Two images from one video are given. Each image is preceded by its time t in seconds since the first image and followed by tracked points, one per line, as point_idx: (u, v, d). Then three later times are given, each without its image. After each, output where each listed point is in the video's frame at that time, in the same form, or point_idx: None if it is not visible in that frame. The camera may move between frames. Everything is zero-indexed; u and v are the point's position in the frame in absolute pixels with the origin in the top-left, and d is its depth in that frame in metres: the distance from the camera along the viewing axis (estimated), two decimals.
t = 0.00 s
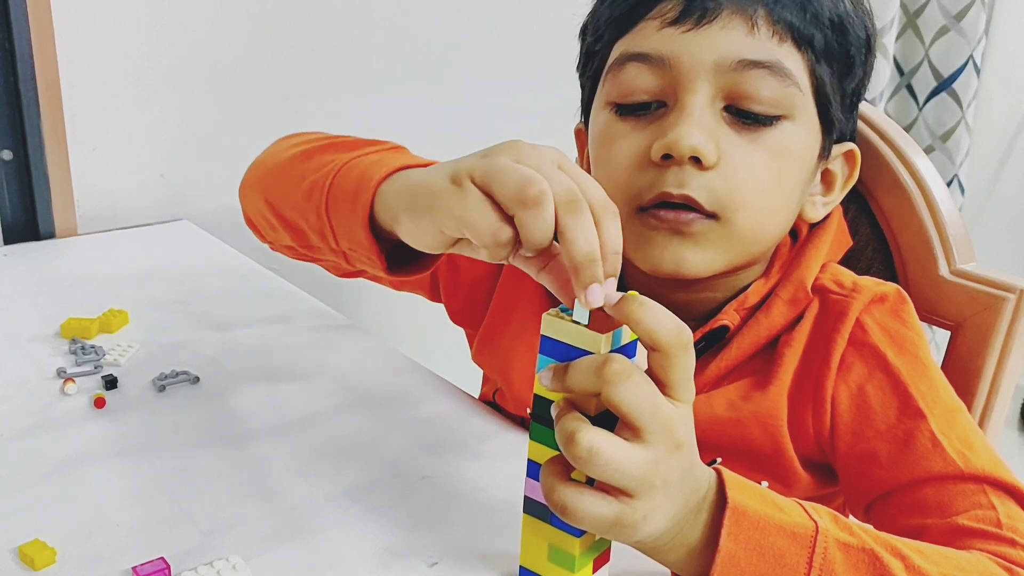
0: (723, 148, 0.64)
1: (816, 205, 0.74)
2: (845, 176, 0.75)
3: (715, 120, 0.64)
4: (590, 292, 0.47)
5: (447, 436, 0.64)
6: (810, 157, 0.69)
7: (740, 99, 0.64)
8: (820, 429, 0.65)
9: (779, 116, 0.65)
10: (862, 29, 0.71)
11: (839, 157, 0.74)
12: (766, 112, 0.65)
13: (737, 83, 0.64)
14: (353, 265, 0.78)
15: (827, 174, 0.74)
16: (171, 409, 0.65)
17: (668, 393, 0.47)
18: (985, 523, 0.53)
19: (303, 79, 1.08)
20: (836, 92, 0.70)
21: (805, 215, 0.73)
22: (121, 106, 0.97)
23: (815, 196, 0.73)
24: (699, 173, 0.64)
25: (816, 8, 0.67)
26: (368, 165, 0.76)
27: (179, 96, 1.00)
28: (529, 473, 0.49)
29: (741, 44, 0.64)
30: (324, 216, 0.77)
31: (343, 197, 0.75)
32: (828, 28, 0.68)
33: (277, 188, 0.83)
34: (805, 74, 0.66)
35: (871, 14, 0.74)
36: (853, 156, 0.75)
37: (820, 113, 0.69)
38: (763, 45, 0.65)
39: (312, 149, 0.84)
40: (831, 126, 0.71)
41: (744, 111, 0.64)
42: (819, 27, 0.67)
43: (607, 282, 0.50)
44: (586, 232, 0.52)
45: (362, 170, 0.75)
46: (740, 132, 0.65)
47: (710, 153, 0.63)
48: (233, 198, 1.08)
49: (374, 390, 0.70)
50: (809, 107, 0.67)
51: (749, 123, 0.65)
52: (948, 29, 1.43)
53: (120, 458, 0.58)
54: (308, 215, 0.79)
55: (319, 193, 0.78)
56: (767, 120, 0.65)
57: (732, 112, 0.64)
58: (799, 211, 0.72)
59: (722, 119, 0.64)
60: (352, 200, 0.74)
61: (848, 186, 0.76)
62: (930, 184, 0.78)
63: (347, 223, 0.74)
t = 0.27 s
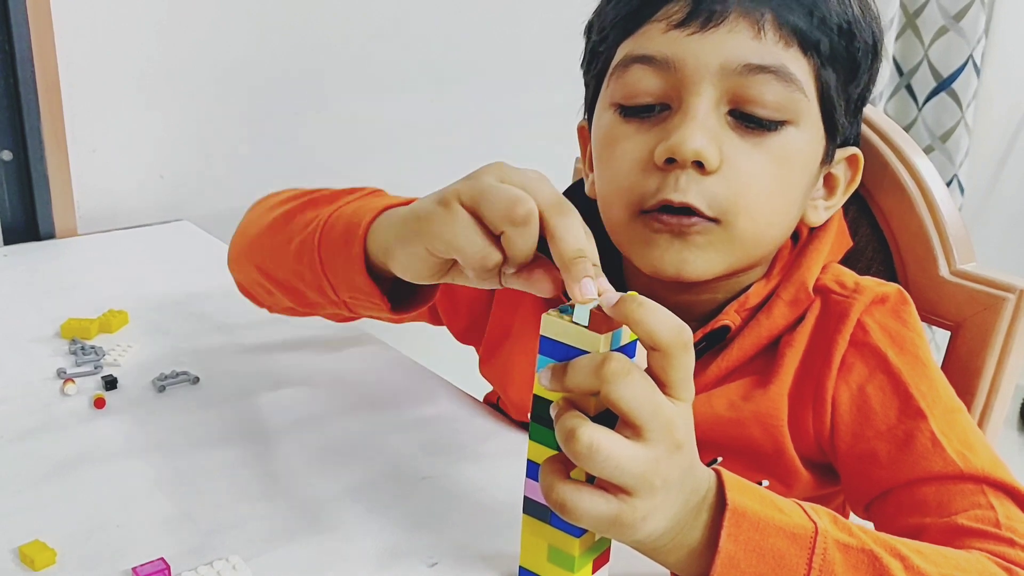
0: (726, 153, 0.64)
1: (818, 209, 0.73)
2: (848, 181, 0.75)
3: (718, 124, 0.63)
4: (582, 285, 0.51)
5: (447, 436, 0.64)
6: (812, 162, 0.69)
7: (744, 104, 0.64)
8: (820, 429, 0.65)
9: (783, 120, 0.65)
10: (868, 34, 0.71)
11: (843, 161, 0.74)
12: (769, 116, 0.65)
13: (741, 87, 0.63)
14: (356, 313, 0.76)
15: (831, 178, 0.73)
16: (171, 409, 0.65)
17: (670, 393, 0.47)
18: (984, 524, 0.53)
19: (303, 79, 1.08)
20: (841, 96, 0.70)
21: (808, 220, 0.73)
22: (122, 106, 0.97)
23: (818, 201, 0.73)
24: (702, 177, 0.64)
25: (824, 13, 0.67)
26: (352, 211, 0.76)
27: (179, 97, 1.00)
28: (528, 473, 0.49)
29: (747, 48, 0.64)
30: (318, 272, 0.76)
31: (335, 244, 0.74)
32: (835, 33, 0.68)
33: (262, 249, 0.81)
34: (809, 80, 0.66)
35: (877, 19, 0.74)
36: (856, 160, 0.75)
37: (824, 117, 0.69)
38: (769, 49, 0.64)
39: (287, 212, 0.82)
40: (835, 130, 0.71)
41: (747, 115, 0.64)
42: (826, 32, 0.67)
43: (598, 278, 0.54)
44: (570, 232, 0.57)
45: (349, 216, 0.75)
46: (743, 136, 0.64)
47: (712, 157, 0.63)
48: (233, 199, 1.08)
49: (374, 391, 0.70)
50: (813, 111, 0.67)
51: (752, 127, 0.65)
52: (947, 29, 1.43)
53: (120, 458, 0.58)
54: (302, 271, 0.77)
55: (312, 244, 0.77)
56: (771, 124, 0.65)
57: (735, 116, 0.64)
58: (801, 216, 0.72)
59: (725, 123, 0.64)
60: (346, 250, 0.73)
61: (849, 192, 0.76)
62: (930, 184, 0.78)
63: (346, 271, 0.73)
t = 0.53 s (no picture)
0: (723, 149, 0.64)
1: (819, 204, 0.73)
2: (848, 175, 0.75)
3: (716, 120, 0.63)
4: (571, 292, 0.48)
5: (447, 436, 0.64)
6: (811, 158, 0.69)
7: (741, 100, 0.64)
8: (822, 426, 0.65)
9: (781, 116, 0.66)
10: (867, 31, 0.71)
11: (842, 156, 0.74)
12: (767, 112, 0.65)
13: (738, 83, 0.63)
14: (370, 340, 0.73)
15: (831, 173, 0.74)
16: (171, 409, 0.65)
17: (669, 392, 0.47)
18: (983, 522, 0.53)
19: (303, 79, 1.08)
20: (839, 93, 0.70)
21: (809, 214, 0.73)
22: (122, 106, 0.97)
23: (818, 195, 0.73)
24: (699, 173, 0.64)
25: (823, 10, 0.67)
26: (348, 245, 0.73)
27: (179, 97, 1.00)
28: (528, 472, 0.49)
29: (744, 44, 0.64)
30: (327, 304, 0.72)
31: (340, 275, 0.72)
32: (834, 30, 0.68)
33: (268, 297, 0.75)
34: (807, 76, 0.67)
35: (875, 17, 0.74)
36: (856, 154, 0.75)
37: (822, 113, 0.69)
38: (766, 45, 0.64)
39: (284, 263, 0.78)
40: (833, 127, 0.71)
41: (744, 111, 0.64)
42: (825, 29, 0.67)
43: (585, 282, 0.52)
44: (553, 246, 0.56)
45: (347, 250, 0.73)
46: (741, 132, 0.65)
47: (709, 153, 0.63)
48: (233, 199, 1.08)
49: (374, 391, 0.70)
50: (810, 107, 0.67)
51: (749, 124, 0.65)
52: (947, 29, 1.43)
53: (120, 458, 0.58)
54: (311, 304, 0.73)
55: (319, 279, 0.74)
56: (768, 120, 0.65)
57: (733, 113, 0.64)
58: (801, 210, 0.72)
59: (722, 119, 0.64)
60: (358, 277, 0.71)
61: (848, 187, 0.76)
62: (929, 183, 0.78)
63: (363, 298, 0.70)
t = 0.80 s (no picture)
0: (710, 145, 0.64)
1: (808, 203, 0.73)
2: (838, 174, 0.75)
3: (702, 117, 0.64)
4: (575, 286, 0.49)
5: (446, 437, 0.64)
6: (798, 154, 0.69)
7: (727, 96, 0.64)
8: (819, 428, 0.65)
9: (767, 111, 0.66)
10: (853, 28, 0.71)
11: (832, 155, 0.74)
12: (753, 108, 0.65)
13: (724, 80, 0.64)
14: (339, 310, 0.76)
15: (820, 172, 0.74)
16: (169, 410, 0.65)
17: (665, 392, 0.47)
18: (983, 525, 0.53)
19: (302, 80, 1.08)
20: (826, 90, 0.70)
21: (798, 213, 0.73)
22: (121, 107, 0.97)
23: (808, 194, 0.73)
24: (686, 169, 0.64)
25: (807, 7, 0.67)
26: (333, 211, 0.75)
27: (178, 98, 1.00)
28: (523, 473, 0.49)
29: (729, 40, 0.64)
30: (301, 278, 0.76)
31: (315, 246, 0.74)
32: (818, 27, 0.68)
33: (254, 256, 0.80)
34: (792, 72, 0.66)
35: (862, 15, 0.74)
36: (845, 153, 0.75)
37: (808, 110, 0.69)
38: (751, 41, 0.64)
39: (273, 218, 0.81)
40: (821, 124, 0.70)
41: (730, 108, 0.64)
42: (809, 26, 0.67)
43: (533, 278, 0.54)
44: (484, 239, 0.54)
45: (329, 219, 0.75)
46: (727, 128, 0.65)
47: (696, 149, 0.63)
48: (234, 200, 1.08)
49: (372, 392, 0.70)
50: (797, 103, 0.67)
51: (735, 120, 0.65)
52: (946, 29, 1.43)
53: (119, 459, 0.58)
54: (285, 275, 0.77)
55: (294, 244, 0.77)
56: (755, 116, 0.65)
57: (719, 109, 0.64)
58: (791, 209, 0.72)
59: (709, 116, 0.64)
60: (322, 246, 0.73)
61: (839, 185, 0.76)
62: (926, 183, 0.78)
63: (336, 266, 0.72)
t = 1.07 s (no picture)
0: (709, 146, 0.64)
1: (807, 204, 0.72)
2: (838, 175, 0.73)
3: (701, 118, 0.64)
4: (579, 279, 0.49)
5: (446, 437, 0.64)
6: (798, 155, 0.68)
7: (726, 97, 0.64)
8: (817, 429, 0.65)
9: (766, 113, 0.65)
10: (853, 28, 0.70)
11: (831, 156, 0.72)
12: (752, 110, 0.65)
13: (723, 81, 0.63)
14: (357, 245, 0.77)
15: (819, 173, 0.72)
16: (169, 411, 0.65)
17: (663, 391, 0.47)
18: (982, 525, 0.53)
19: (302, 80, 1.08)
20: (826, 91, 0.69)
21: (797, 214, 0.72)
22: (121, 108, 0.97)
23: (806, 195, 0.72)
24: (684, 170, 0.64)
25: (805, 7, 0.66)
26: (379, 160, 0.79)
27: (177, 98, 1.00)
28: (523, 474, 0.49)
29: (727, 42, 0.64)
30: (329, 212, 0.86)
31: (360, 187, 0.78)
32: (817, 27, 0.67)
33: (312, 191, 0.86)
34: (792, 73, 0.66)
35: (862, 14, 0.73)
36: (845, 154, 0.73)
37: (808, 110, 0.68)
38: (750, 42, 0.64)
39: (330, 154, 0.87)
40: (822, 125, 0.70)
41: (730, 109, 0.64)
42: (808, 26, 0.66)
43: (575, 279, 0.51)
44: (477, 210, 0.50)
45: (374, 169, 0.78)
46: (726, 130, 0.64)
47: (694, 150, 0.63)
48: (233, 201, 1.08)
49: (372, 393, 0.70)
50: (797, 103, 0.66)
51: (734, 121, 0.64)
52: (945, 29, 1.43)
53: (118, 460, 0.58)
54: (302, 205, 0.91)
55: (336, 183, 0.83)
56: (754, 117, 0.65)
57: (718, 111, 0.64)
58: (789, 210, 0.71)
59: (708, 117, 0.64)
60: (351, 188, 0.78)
61: (838, 187, 0.74)
62: (925, 183, 0.78)
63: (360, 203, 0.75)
